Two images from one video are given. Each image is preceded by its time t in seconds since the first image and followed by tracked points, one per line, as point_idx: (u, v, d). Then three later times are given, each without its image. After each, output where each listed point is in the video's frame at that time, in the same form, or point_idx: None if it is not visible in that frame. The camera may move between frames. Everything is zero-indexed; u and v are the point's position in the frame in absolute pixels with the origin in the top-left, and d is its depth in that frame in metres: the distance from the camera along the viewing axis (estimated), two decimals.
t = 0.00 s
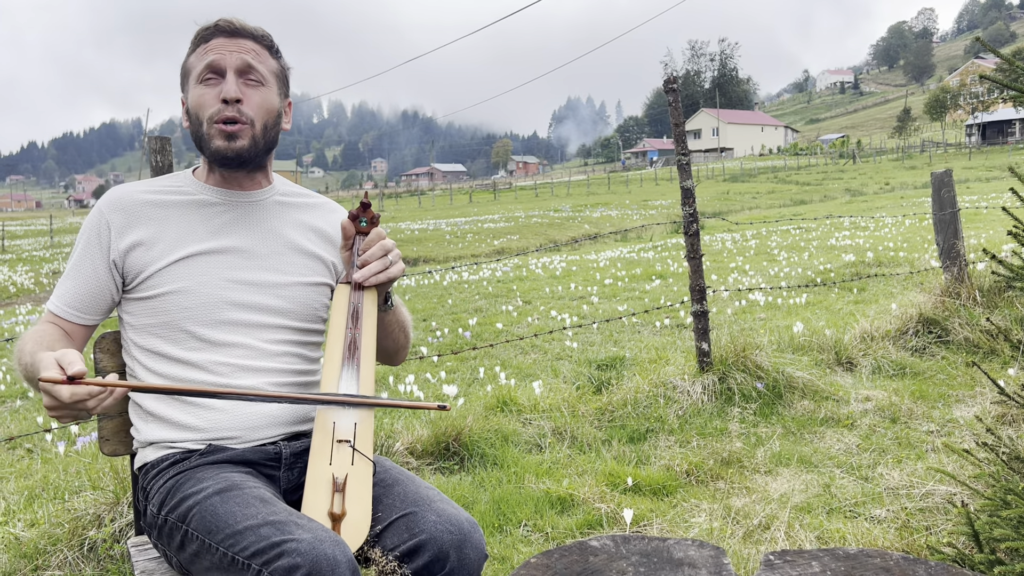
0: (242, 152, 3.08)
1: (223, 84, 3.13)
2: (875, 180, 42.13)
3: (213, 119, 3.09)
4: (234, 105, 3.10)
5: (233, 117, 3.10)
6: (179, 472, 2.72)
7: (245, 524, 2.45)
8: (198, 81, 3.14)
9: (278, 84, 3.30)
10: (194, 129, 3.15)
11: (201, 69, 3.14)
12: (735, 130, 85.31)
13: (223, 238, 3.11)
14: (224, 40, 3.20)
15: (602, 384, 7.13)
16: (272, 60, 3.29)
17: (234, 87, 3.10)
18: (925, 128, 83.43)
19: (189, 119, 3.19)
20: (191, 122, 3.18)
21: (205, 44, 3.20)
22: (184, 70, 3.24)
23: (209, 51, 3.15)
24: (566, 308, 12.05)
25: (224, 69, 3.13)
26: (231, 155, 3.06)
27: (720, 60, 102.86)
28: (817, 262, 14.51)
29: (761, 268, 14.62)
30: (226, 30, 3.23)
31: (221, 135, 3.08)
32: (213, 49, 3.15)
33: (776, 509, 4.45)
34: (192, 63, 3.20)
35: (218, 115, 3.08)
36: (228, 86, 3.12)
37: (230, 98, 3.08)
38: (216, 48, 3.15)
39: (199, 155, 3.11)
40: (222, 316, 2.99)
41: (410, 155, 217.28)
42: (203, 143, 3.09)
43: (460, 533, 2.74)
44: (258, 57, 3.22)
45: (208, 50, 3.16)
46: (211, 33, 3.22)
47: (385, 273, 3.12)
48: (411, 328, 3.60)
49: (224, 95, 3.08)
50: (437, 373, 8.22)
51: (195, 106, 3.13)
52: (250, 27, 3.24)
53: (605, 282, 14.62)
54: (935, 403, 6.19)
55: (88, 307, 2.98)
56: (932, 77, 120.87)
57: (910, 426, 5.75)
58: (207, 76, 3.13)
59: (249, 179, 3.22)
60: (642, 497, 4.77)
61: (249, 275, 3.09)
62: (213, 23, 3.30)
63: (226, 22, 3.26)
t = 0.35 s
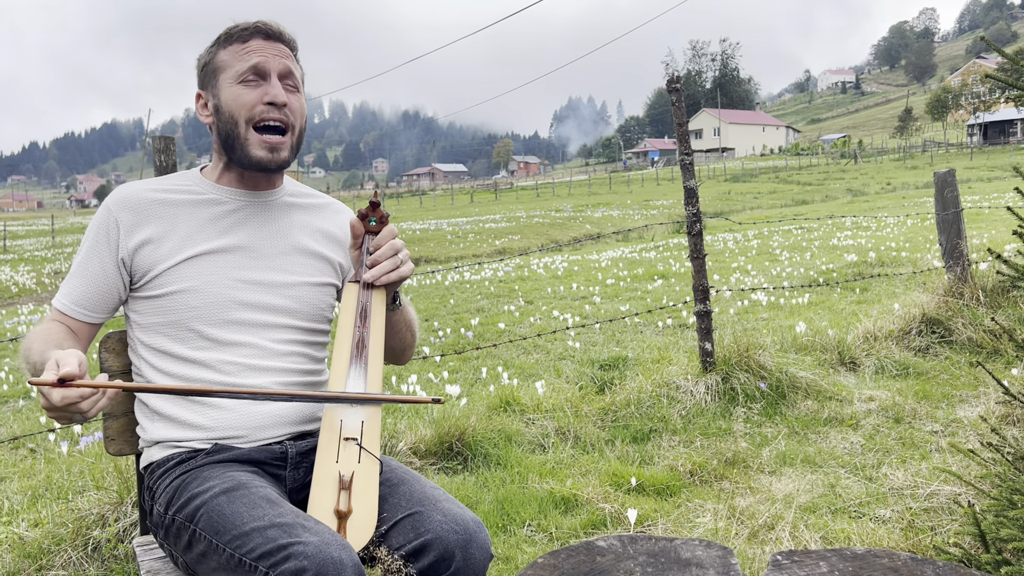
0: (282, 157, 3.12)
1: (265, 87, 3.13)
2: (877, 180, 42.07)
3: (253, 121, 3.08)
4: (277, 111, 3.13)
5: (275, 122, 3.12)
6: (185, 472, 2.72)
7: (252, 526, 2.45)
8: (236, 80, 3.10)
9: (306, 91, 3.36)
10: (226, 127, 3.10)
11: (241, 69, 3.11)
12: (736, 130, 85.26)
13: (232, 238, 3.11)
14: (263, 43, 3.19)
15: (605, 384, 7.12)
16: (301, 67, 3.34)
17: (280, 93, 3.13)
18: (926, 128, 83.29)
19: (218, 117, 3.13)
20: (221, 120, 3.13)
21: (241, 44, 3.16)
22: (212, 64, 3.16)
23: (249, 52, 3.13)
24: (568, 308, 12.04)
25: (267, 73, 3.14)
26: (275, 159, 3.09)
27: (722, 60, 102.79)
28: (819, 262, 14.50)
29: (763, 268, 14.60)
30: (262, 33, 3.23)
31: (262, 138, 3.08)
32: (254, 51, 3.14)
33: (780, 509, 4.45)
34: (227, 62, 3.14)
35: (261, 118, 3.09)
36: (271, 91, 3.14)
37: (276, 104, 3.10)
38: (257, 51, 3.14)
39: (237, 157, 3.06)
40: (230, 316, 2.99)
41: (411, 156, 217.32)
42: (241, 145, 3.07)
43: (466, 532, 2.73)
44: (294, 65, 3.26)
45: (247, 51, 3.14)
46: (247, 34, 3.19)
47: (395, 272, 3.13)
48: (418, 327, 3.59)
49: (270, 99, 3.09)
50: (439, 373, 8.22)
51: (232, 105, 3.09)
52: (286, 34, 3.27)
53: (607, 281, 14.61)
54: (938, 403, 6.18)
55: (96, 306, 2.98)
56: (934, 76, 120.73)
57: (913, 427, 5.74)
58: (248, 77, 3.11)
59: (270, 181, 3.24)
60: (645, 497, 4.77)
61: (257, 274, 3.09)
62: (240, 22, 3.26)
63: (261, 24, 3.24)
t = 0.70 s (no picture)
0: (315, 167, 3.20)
1: (304, 97, 3.15)
2: (879, 180, 42.00)
3: (292, 130, 3.12)
4: (315, 122, 3.19)
5: (313, 132, 3.18)
6: (189, 474, 2.73)
7: (257, 526, 2.45)
8: (276, 86, 3.10)
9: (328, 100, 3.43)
10: (261, 131, 3.09)
11: (283, 76, 3.10)
12: (738, 129, 85.21)
13: (236, 240, 3.11)
14: (303, 53, 3.21)
15: (608, 384, 7.11)
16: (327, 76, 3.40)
17: (321, 106, 3.19)
18: (929, 127, 83.13)
19: (251, 119, 3.11)
20: (253, 122, 3.11)
21: (282, 50, 3.16)
22: (249, 65, 3.12)
23: (290, 60, 3.13)
24: (570, 308, 12.05)
25: (306, 83, 3.16)
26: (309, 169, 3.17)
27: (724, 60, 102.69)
28: (821, 262, 14.48)
29: (766, 268, 14.59)
30: (300, 41, 3.23)
31: (300, 146, 3.13)
32: (296, 61, 3.15)
33: (783, 510, 4.44)
34: (265, 66, 3.11)
35: (300, 128, 3.13)
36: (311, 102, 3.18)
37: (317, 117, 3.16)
38: (299, 61, 3.15)
39: (271, 158, 3.10)
40: (234, 318, 2.99)
41: (413, 156, 217.42)
42: (279, 152, 3.10)
43: (471, 534, 2.73)
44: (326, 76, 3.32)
45: (288, 59, 3.14)
46: (287, 40, 3.19)
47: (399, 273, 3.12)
48: (420, 327, 3.58)
49: (312, 111, 3.14)
50: (442, 373, 8.22)
51: (271, 111, 3.09)
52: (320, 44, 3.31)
53: (609, 281, 14.61)
54: (942, 403, 6.17)
55: (102, 308, 2.97)
56: (937, 75, 120.48)
57: (917, 427, 5.72)
58: (288, 85, 3.12)
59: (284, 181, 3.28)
60: (648, 497, 4.76)
61: (261, 276, 3.10)
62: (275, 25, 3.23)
63: (299, 31, 3.24)
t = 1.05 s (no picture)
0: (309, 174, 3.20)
1: (300, 105, 3.14)
2: (881, 180, 41.97)
3: (286, 137, 3.11)
4: (310, 131, 3.19)
5: (308, 140, 3.18)
6: (189, 476, 2.73)
7: (255, 530, 2.44)
8: (272, 93, 3.09)
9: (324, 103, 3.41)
10: (256, 136, 3.09)
11: (278, 83, 3.09)
12: (740, 129, 85.21)
13: (235, 240, 3.11)
14: (301, 59, 3.19)
15: (609, 385, 7.11)
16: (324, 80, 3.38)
17: (315, 114, 3.18)
18: (931, 127, 82.97)
19: (245, 124, 3.10)
20: (247, 128, 3.11)
21: (279, 55, 3.13)
22: (245, 70, 3.11)
23: (288, 67, 3.12)
24: (572, 308, 12.06)
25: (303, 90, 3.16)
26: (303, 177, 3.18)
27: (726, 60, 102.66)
28: (824, 262, 14.48)
29: (767, 268, 14.59)
30: (299, 46, 3.21)
31: (294, 153, 3.13)
32: (294, 68, 3.13)
33: (784, 511, 4.43)
34: (261, 72, 3.10)
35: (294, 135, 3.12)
36: (307, 108, 3.17)
37: (311, 124, 3.16)
38: (297, 67, 3.13)
39: (266, 164, 3.10)
40: (234, 320, 2.99)
41: (415, 156, 217.54)
42: (273, 158, 3.10)
43: (469, 536, 2.73)
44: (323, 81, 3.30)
45: (286, 65, 3.12)
46: (286, 45, 3.16)
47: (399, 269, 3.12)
48: (419, 328, 3.59)
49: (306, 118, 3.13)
50: (443, 373, 8.23)
51: (265, 118, 3.09)
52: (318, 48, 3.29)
53: (611, 282, 14.61)
54: (943, 404, 6.15)
55: (99, 308, 2.98)
56: (939, 75, 120.30)
57: (919, 428, 5.70)
58: (283, 91, 3.10)
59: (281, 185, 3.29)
60: (649, 499, 4.76)
61: (260, 277, 3.09)
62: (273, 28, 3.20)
63: (298, 36, 3.21)
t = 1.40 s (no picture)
0: (276, 170, 3.12)
1: (259, 100, 3.09)
2: (883, 180, 41.90)
3: (247, 135, 3.07)
4: (274, 125, 3.12)
5: (272, 135, 3.11)
6: (184, 477, 2.73)
7: (249, 529, 2.44)
8: (230, 92, 3.07)
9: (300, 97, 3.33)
10: (221, 137, 3.09)
11: (236, 82, 3.07)
12: (741, 129, 85.19)
13: (230, 243, 3.10)
14: (260, 53, 3.14)
15: (609, 386, 7.10)
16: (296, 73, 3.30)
17: (277, 108, 3.11)
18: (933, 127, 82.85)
19: (211, 126, 3.12)
20: (213, 130, 3.11)
21: (238, 53, 3.11)
22: (206, 72, 3.12)
23: (244, 64, 3.09)
24: (572, 308, 12.06)
25: (261, 86, 3.11)
26: (269, 174, 3.11)
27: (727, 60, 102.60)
28: (824, 262, 14.48)
29: (769, 268, 14.57)
30: (259, 41, 3.16)
31: (256, 150, 3.08)
32: (252, 63, 3.09)
33: (783, 512, 4.43)
34: (221, 72, 3.09)
35: (255, 132, 3.08)
36: (268, 104, 3.11)
37: (272, 120, 3.10)
38: (253, 63, 3.09)
39: (230, 165, 3.07)
40: (229, 322, 2.99)
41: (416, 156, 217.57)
42: (235, 157, 3.07)
43: (466, 540, 2.73)
44: (290, 74, 3.22)
45: (243, 62, 3.09)
46: (244, 42, 3.14)
47: (398, 274, 3.13)
48: (417, 330, 3.60)
49: (266, 114, 3.08)
50: (444, 374, 8.23)
51: (225, 118, 3.08)
52: (282, 41, 3.22)
53: (612, 282, 14.60)
54: (944, 405, 6.14)
55: (101, 314, 2.98)
56: (941, 75, 120.10)
57: (919, 429, 5.69)
58: (242, 89, 3.08)
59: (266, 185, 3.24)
60: (648, 500, 4.75)
61: (256, 280, 3.09)
62: (235, 27, 3.20)
63: (258, 31, 3.17)
